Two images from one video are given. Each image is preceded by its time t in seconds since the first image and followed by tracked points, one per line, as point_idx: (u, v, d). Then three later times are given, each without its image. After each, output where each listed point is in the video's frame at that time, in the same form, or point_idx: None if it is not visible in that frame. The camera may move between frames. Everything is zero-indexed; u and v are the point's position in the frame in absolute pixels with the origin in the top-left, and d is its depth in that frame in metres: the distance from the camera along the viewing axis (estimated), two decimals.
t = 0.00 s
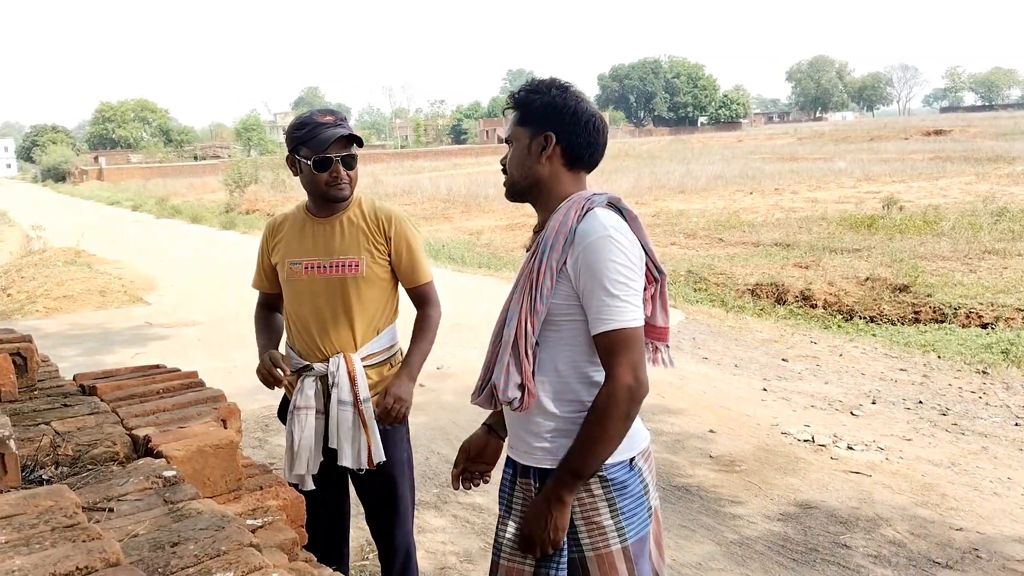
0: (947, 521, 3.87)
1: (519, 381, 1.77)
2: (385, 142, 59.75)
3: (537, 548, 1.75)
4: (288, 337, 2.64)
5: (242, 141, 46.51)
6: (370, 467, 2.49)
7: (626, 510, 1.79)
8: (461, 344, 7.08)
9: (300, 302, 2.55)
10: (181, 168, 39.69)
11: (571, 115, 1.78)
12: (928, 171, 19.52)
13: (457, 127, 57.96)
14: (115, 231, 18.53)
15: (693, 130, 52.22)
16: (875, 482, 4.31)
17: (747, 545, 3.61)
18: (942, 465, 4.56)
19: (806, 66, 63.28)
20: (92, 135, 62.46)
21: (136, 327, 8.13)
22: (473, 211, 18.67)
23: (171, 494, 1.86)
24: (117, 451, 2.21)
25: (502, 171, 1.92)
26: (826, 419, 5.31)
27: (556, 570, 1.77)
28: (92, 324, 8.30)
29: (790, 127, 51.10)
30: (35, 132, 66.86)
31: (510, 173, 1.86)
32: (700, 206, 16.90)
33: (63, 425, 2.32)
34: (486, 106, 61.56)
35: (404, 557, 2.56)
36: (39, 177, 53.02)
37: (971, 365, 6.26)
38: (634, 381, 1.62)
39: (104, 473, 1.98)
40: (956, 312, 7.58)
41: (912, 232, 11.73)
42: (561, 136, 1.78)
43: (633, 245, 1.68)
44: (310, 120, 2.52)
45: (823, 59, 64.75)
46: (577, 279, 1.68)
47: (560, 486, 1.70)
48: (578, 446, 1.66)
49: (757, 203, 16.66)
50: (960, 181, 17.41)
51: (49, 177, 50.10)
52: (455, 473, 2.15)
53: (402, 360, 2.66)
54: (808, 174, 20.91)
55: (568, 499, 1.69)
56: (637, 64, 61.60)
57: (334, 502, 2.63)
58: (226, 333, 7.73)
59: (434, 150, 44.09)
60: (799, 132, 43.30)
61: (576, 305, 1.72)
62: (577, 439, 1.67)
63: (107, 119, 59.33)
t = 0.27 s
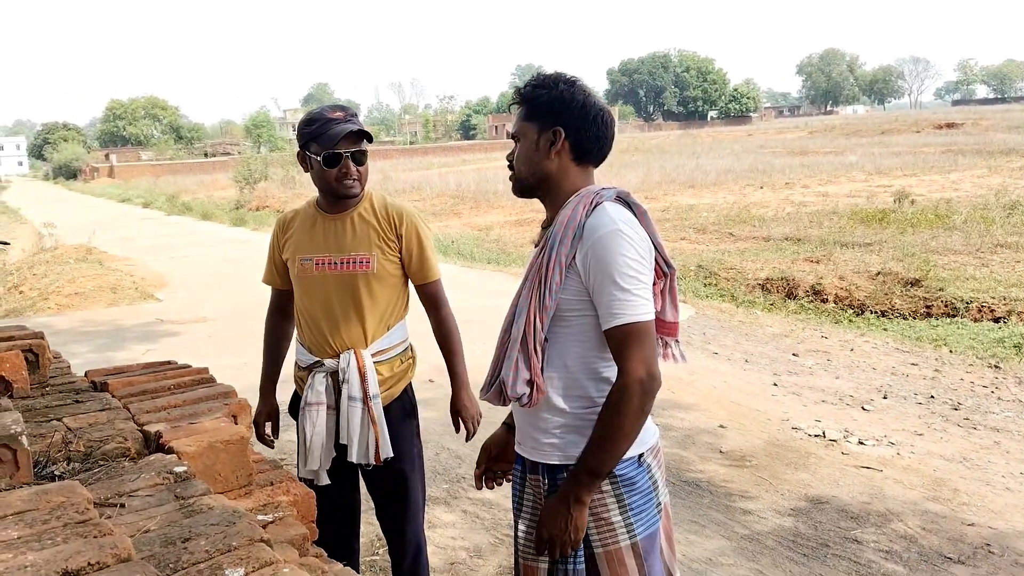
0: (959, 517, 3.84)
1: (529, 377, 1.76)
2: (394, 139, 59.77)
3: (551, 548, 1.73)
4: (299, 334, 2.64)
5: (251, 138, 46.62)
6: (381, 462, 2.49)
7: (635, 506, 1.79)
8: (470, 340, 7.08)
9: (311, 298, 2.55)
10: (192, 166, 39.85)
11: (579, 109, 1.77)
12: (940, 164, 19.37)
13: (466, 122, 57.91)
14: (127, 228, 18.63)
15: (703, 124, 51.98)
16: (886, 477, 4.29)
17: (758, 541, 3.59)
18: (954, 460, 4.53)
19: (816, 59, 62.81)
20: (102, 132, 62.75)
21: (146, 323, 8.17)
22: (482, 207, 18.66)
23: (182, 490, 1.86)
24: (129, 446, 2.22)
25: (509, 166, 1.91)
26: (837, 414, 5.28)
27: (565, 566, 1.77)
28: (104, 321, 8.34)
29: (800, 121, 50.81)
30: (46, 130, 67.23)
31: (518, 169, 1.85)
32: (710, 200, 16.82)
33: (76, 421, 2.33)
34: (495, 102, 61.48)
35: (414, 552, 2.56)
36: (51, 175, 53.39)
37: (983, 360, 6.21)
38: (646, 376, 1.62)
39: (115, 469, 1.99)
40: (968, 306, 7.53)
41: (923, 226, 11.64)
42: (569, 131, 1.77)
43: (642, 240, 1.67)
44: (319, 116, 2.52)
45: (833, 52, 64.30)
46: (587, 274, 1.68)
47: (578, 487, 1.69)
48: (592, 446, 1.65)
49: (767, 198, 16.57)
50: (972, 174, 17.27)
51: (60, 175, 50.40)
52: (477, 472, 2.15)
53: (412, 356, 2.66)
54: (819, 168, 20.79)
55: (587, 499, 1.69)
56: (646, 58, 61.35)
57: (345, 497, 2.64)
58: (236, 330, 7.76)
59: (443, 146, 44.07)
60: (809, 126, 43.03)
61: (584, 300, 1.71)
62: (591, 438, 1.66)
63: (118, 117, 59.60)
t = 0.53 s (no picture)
0: (958, 519, 3.84)
1: (525, 378, 1.76)
2: (393, 140, 59.79)
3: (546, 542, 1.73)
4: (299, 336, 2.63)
5: (250, 139, 46.61)
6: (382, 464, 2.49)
7: (632, 509, 1.78)
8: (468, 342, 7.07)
9: (309, 300, 2.54)
10: (190, 168, 39.84)
11: (574, 111, 1.77)
12: (938, 166, 19.40)
13: (465, 124, 57.93)
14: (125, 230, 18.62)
15: (701, 126, 52.04)
16: (885, 479, 4.29)
17: (756, 543, 3.59)
18: (953, 461, 4.53)
19: (815, 61, 62.91)
20: (100, 134, 62.69)
21: (144, 325, 8.16)
22: (481, 208, 18.67)
23: (180, 493, 1.86)
24: (127, 449, 2.22)
25: (507, 171, 1.91)
26: (836, 416, 5.28)
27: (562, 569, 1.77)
28: (102, 323, 8.33)
29: (799, 123, 50.87)
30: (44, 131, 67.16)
31: (515, 173, 1.85)
32: (708, 202, 16.84)
33: (74, 423, 2.33)
34: (494, 103, 61.51)
35: (413, 554, 2.55)
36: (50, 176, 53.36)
37: (982, 362, 6.22)
38: (642, 378, 1.61)
39: (113, 472, 1.98)
40: (966, 308, 7.54)
41: (921, 228, 11.66)
42: (564, 133, 1.77)
43: (640, 241, 1.67)
44: (308, 122, 2.50)
45: (832, 54, 64.41)
46: (583, 276, 1.67)
47: (575, 490, 1.69)
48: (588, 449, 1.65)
49: (766, 199, 16.59)
50: (970, 176, 17.30)
51: (59, 176, 50.38)
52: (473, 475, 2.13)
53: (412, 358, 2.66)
54: (817, 170, 20.81)
55: (583, 502, 1.69)
56: (645, 60, 61.41)
57: (344, 500, 2.63)
58: (234, 332, 7.75)
59: (442, 148, 44.08)
60: (808, 128, 43.07)
61: (581, 301, 1.71)
62: (588, 441, 1.66)
63: (117, 118, 59.58)
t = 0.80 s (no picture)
0: (959, 517, 3.84)
1: (527, 376, 1.76)
2: (393, 139, 59.79)
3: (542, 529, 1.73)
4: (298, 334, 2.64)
5: (250, 139, 46.61)
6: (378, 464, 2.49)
7: (630, 509, 1.78)
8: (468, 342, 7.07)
9: (310, 300, 2.55)
10: (190, 167, 39.83)
11: (567, 110, 1.78)
12: (939, 165, 19.39)
13: (465, 123, 57.89)
14: (125, 230, 18.62)
15: (702, 125, 52.03)
16: (885, 478, 4.29)
17: (757, 541, 3.59)
18: (953, 460, 4.53)
19: (815, 59, 62.85)
20: (101, 133, 62.68)
21: (145, 325, 8.16)
22: (481, 208, 18.66)
23: (181, 492, 1.86)
24: (127, 448, 2.22)
25: (504, 177, 1.90)
26: (837, 414, 5.29)
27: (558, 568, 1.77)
28: (102, 323, 8.33)
29: (799, 121, 50.83)
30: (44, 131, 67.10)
31: (515, 177, 1.84)
32: (709, 201, 16.83)
33: (74, 423, 2.33)
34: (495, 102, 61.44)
35: (412, 555, 2.55)
36: (50, 176, 53.39)
37: (982, 360, 6.22)
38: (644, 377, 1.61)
39: (114, 472, 1.98)
40: (966, 307, 7.54)
41: (922, 226, 11.65)
42: (561, 132, 1.77)
43: (641, 239, 1.67)
44: (300, 128, 2.51)
45: (832, 53, 64.40)
46: (585, 275, 1.67)
47: (574, 487, 1.68)
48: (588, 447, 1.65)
49: (766, 198, 16.58)
50: (970, 175, 17.29)
51: (60, 176, 50.42)
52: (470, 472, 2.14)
53: (412, 357, 2.66)
54: (818, 169, 20.80)
55: (580, 497, 1.68)
56: (645, 58, 61.37)
57: (344, 498, 2.64)
58: (235, 331, 7.75)
59: (442, 147, 44.06)
60: (808, 126, 43.02)
61: (582, 301, 1.71)
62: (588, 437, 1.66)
63: (117, 117, 59.59)
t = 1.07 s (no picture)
0: (957, 516, 3.85)
1: (531, 377, 1.75)
2: (392, 139, 59.81)
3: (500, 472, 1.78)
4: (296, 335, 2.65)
5: (249, 138, 46.58)
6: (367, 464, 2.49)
7: (631, 508, 1.79)
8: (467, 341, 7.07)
9: (309, 302, 2.55)
10: (189, 166, 39.79)
11: (551, 112, 1.78)
12: (937, 164, 19.40)
13: (464, 122, 57.87)
14: (124, 229, 18.60)
15: (701, 125, 52.04)
16: (884, 477, 4.29)
17: (756, 540, 3.59)
18: (951, 459, 4.54)
19: (814, 59, 62.90)
20: (99, 132, 62.62)
21: (143, 325, 8.15)
22: (480, 207, 18.65)
23: (180, 492, 1.86)
24: (126, 448, 2.22)
25: (492, 185, 1.90)
26: (835, 414, 5.29)
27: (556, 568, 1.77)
28: (100, 322, 8.32)
29: (798, 121, 50.84)
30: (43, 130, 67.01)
31: (505, 184, 1.84)
32: (707, 201, 16.83)
33: (72, 423, 2.33)
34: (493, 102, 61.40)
35: (409, 556, 2.54)
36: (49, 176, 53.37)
37: (980, 360, 6.22)
38: (648, 367, 1.61)
39: (113, 471, 1.98)
40: (965, 306, 7.54)
41: (920, 226, 11.66)
42: (548, 134, 1.77)
43: (636, 233, 1.67)
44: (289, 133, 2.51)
45: (831, 53, 64.41)
46: (584, 272, 1.68)
47: (548, 450, 1.72)
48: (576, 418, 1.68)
49: (765, 198, 16.58)
50: (969, 175, 17.31)
51: (58, 176, 50.35)
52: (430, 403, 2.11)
53: (408, 357, 2.66)
54: (816, 168, 20.81)
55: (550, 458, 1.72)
56: (644, 58, 61.40)
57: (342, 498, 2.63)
58: (234, 331, 7.75)
59: (441, 146, 44.03)
60: (806, 126, 43.04)
61: (582, 298, 1.71)
62: (580, 413, 1.67)
63: (116, 116, 59.56)
